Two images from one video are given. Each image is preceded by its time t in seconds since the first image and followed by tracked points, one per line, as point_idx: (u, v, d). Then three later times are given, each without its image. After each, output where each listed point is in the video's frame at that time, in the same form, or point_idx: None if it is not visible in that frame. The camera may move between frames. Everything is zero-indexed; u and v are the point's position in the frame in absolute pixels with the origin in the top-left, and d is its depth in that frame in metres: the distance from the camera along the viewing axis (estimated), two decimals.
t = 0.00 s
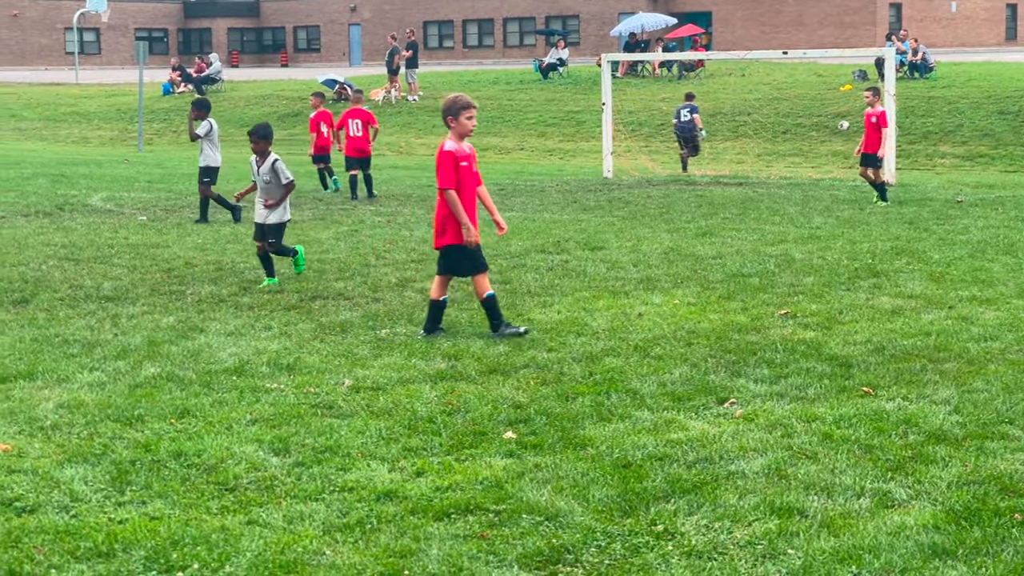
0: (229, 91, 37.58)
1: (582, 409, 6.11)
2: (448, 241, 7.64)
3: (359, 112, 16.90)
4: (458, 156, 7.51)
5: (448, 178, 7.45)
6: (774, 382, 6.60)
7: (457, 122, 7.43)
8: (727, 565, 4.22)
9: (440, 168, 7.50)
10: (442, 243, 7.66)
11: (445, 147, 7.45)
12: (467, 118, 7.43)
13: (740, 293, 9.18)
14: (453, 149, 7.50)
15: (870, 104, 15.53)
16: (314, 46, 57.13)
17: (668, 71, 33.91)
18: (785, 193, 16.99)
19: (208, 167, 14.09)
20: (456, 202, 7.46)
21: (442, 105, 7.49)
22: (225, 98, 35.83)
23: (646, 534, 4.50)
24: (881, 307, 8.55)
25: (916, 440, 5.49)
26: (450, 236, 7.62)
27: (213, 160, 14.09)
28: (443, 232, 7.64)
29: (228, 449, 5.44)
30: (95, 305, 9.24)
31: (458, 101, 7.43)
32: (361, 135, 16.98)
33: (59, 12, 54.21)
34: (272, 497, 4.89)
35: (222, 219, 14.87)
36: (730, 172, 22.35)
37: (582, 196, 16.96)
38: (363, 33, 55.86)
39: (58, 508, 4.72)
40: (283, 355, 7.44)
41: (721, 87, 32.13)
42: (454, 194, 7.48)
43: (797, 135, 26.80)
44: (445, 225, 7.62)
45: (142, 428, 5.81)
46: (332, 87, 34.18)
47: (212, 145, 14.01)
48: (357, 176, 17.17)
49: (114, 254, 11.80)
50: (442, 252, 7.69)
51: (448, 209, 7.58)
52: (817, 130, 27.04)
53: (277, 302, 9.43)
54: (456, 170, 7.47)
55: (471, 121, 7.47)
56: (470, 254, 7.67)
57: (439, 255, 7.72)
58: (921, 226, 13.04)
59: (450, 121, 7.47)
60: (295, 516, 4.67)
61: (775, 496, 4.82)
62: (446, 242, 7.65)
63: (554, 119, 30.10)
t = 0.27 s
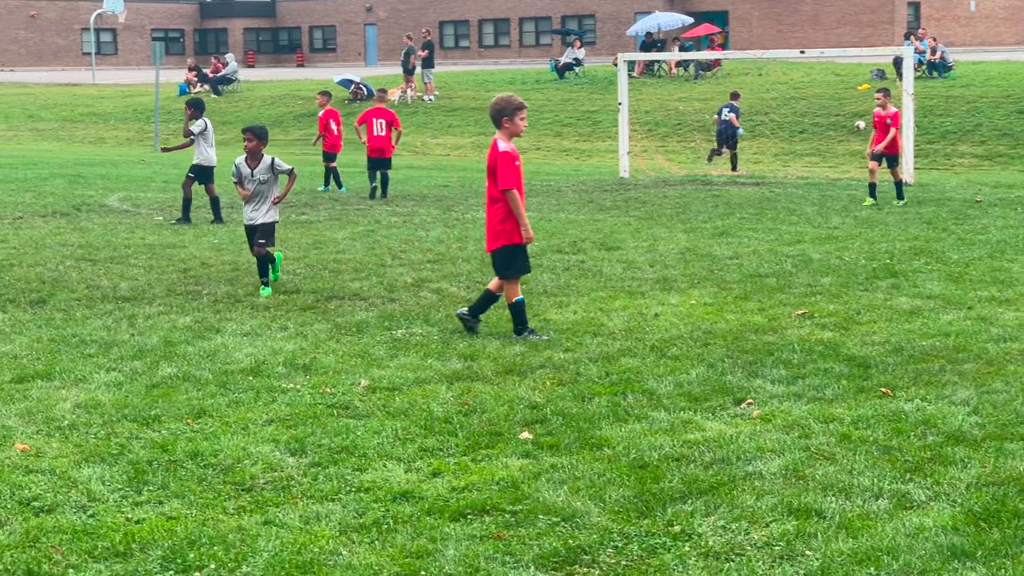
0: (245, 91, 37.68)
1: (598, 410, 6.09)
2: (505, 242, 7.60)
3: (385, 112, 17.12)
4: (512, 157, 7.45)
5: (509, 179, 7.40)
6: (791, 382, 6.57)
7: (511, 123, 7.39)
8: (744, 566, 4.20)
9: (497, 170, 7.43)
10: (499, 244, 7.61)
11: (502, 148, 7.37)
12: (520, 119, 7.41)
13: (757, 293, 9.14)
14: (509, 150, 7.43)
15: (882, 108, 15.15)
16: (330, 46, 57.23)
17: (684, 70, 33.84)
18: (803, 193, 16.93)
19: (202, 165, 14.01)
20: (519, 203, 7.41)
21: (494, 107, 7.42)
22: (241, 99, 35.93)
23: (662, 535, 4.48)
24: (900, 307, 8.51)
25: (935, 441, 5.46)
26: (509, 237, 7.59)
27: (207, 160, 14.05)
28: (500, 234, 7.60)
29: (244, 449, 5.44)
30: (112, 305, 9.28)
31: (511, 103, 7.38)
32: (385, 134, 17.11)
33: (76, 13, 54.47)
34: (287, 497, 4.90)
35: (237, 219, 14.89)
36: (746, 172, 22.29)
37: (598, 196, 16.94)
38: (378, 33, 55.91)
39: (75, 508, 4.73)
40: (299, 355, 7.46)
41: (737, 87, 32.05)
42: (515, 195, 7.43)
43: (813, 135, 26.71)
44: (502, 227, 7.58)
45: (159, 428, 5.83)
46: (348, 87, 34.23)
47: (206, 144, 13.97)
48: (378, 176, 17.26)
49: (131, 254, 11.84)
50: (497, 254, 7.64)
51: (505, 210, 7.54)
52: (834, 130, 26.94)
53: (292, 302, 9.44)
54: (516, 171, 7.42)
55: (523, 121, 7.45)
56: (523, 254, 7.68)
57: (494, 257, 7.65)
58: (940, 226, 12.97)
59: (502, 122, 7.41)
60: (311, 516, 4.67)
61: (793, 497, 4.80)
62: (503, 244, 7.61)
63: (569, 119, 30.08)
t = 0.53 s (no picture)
0: (266, 92, 37.82)
1: (619, 412, 6.09)
2: (550, 241, 7.59)
3: (408, 112, 17.24)
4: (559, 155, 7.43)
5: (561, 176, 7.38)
6: (812, 384, 6.55)
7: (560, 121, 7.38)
8: (764, 568, 4.20)
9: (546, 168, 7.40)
10: (544, 243, 7.59)
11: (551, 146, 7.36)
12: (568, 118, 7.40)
13: (778, 295, 9.12)
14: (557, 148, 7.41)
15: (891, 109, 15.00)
16: (350, 47, 57.36)
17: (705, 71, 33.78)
18: (824, 194, 16.89)
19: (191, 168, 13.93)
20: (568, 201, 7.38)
21: (543, 106, 7.39)
22: (262, 100, 36.08)
23: (683, 536, 4.48)
24: (922, 309, 8.47)
25: (957, 443, 5.43)
26: (556, 236, 7.58)
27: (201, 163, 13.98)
28: (545, 233, 7.58)
29: (265, 450, 5.47)
30: (133, 306, 9.34)
31: (561, 101, 7.38)
32: (407, 135, 17.23)
33: (97, 14, 54.73)
34: (308, 499, 4.92)
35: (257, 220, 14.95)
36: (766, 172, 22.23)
37: (618, 197, 16.93)
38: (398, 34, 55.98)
39: (96, 509, 4.77)
40: (319, 356, 7.49)
41: (758, 87, 31.95)
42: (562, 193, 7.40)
43: (834, 136, 26.62)
44: (549, 226, 7.55)
45: (180, 429, 5.86)
46: (368, 88, 34.32)
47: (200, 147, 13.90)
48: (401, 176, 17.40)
49: (152, 255, 11.91)
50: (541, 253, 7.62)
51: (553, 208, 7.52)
52: (855, 130, 26.84)
53: (312, 303, 9.48)
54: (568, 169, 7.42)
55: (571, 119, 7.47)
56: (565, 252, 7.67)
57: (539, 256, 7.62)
58: (962, 226, 12.91)
59: (552, 120, 7.40)
60: (332, 517, 4.69)
61: (814, 499, 4.79)
62: (547, 243, 7.59)
63: (589, 119, 30.07)
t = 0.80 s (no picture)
0: (284, 96, 37.97)
1: (635, 415, 6.10)
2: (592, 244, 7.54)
3: (425, 115, 17.18)
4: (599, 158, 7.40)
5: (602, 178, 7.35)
6: (829, 387, 6.54)
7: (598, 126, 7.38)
8: (780, 571, 4.20)
9: (585, 171, 7.38)
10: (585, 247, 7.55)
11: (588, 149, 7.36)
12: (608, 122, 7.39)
13: (795, 298, 9.10)
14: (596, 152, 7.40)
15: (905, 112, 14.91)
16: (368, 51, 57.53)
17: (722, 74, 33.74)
18: (841, 198, 16.86)
19: (188, 171, 13.89)
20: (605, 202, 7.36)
21: (583, 111, 7.41)
22: (280, 103, 36.22)
23: (698, 539, 4.49)
24: (939, 311, 8.45)
25: (974, 446, 5.42)
26: (596, 240, 7.52)
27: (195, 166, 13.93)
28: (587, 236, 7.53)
29: (282, 454, 5.50)
30: (151, 310, 9.40)
31: (601, 106, 7.37)
32: (427, 138, 17.27)
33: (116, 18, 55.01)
34: (325, 502, 4.95)
35: (275, 224, 15.02)
36: (785, 176, 22.18)
37: (636, 201, 16.92)
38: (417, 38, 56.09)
39: (114, 511, 4.81)
40: (336, 359, 7.52)
41: (776, 90, 31.88)
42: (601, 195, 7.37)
43: (853, 139, 26.53)
44: (591, 228, 7.50)
45: (197, 432, 5.90)
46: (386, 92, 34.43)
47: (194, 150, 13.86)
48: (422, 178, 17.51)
49: (170, 258, 11.98)
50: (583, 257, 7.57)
51: (594, 212, 7.48)
52: (873, 133, 26.75)
53: (330, 306, 9.52)
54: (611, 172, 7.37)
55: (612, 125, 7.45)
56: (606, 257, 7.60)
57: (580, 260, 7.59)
58: (980, 230, 12.86)
59: (591, 127, 7.40)
60: (348, 520, 4.72)
61: (830, 502, 4.79)
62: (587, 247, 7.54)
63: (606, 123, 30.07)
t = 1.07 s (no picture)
0: (299, 100, 38.10)
1: (650, 419, 6.10)
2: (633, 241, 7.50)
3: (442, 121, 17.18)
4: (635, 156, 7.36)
5: (635, 176, 7.31)
6: (844, 391, 6.53)
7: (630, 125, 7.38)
8: None
9: (619, 171, 7.38)
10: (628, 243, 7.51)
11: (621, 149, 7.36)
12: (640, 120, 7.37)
13: (810, 302, 9.09)
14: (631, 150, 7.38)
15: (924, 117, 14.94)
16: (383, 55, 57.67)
17: (737, 79, 33.70)
18: (856, 202, 16.83)
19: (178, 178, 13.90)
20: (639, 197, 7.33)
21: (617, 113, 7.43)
22: (295, 107, 36.35)
23: (712, 544, 4.49)
24: (954, 315, 8.43)
25: (988, 450, 5.40)
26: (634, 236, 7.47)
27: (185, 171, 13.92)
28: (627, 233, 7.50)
29: (297, 457, 5.53)
30: (166, 313, 9.45)
31: (632, 107, 7.37)
32: (445, 143, 17.34)
33: (131, 22, 55.25)
34: (340, 506, 4.97)
35: (290, 228, 15.08)
36: (800, 180, 22.15)
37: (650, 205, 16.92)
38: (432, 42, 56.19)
39: (129, 515, 4.85)
40: (351, 364, 7.55)
41: (791, 94, 31.83)
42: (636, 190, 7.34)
43: (868, 143, 26.46)
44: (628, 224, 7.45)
45: (212, 436, 5.94)
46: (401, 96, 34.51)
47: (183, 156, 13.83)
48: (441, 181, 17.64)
49: (185, 263, 12.03)
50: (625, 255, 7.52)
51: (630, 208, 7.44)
52: (888, 137, 26.68)
53: (345, 310, 9.55)
54: (646, 170, 7.31)
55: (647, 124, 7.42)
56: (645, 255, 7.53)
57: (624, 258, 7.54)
58: (995, 234, 12.82)
59: (624, 128, 7.41)
60: (363, 524, 4.74)
61: (845, 506, 4.78)
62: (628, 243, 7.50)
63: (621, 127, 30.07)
